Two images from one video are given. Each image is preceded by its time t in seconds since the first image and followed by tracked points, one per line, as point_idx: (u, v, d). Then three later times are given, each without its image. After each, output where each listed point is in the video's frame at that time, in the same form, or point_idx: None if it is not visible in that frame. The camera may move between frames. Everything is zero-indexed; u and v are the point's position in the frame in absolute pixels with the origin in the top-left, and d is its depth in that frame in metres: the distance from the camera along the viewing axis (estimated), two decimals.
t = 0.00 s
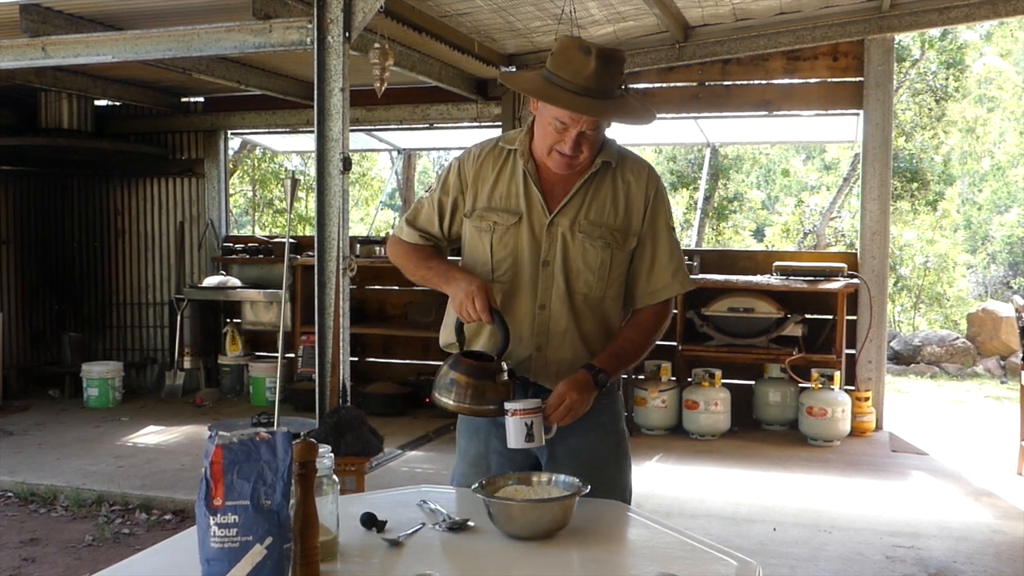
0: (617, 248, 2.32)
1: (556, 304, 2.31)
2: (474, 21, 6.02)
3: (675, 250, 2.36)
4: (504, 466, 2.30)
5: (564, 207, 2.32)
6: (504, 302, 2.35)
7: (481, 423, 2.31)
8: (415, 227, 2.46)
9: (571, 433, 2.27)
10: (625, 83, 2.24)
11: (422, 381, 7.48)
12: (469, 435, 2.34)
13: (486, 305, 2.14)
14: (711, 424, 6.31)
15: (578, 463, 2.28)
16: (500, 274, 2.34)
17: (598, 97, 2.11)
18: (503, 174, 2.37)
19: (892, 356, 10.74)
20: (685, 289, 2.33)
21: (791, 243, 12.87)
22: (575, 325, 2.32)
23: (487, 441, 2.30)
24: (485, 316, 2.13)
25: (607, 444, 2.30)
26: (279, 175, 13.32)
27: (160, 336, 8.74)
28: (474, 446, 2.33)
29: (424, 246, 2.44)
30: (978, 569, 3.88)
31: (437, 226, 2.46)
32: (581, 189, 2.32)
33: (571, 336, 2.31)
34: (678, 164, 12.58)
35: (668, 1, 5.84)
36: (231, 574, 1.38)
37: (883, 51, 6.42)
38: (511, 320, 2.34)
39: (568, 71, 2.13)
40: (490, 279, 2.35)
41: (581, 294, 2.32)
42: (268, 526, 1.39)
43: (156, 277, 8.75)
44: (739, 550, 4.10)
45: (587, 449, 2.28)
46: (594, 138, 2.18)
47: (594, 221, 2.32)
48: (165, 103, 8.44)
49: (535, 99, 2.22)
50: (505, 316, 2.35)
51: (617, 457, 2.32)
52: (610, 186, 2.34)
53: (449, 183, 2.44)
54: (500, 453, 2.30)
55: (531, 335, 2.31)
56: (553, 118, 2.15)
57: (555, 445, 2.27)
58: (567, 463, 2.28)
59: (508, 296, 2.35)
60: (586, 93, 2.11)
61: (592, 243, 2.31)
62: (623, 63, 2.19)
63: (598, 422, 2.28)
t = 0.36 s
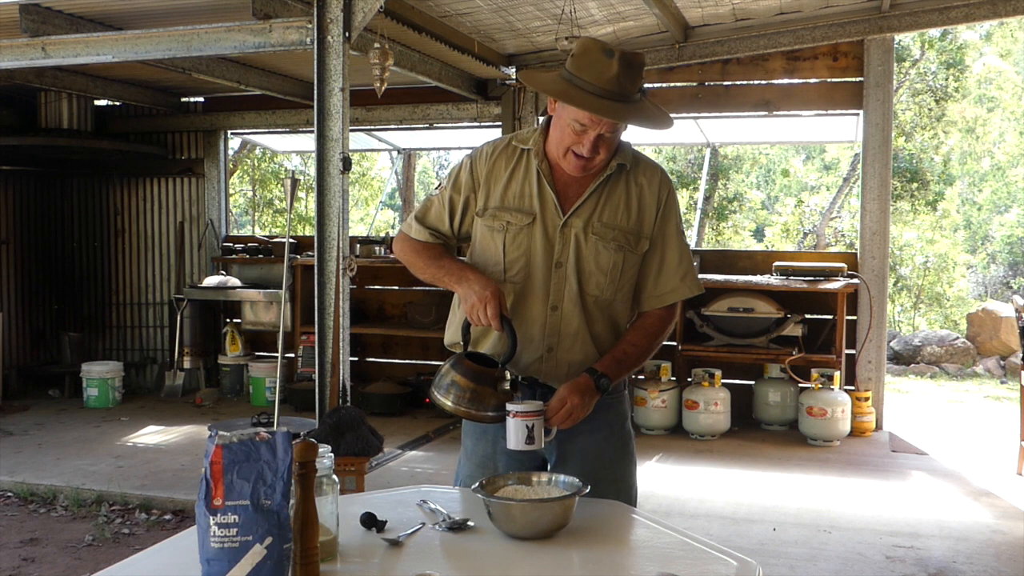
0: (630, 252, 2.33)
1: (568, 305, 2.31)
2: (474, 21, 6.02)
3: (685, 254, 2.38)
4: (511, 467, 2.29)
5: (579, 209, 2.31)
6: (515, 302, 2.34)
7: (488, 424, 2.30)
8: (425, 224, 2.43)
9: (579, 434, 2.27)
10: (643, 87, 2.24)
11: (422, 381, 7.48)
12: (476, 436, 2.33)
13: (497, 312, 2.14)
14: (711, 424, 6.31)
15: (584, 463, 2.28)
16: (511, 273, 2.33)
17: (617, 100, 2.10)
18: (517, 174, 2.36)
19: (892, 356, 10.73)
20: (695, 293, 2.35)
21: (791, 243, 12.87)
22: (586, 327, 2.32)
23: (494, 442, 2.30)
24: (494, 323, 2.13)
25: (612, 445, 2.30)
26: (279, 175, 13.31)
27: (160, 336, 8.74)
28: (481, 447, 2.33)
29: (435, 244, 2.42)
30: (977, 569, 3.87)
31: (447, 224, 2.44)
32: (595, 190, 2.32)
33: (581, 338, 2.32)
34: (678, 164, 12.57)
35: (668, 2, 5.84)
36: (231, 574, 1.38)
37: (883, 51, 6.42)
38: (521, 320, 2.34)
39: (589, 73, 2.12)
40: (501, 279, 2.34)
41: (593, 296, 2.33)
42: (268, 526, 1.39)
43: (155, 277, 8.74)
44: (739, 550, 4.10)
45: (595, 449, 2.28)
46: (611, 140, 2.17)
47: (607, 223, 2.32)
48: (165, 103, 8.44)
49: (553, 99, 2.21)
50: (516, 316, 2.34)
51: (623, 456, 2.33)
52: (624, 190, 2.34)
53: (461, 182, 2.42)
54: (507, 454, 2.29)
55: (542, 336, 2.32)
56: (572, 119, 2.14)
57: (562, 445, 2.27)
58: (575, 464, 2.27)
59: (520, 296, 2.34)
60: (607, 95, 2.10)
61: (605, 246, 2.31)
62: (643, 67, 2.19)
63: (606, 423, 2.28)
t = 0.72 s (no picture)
0: (632, 253, 2.33)
1: (571, 305, 2.31)
2: (474, 21, 6.02)
3: (687, 255, 2.38)
4: (510, 467, 2.29)
5: (582, 209, 2.31)
6: (517, 302, 2.34)
7: (490, 425, 2.30)
8: (427, 223, 2.43)
9: (580, 436, 2.27)
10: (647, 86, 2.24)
11: (422, 381, 7.48)
12: (478, 436, 2.33)
13: (500, 312, 2.13)
14: (711, 424, 6.31)
15: (586, 464, 2.28)
16: (514, 273, 2.33)
17: (621, 100, 2.10)
18: (520, 173, 2.36)
19: (892, 356, 10.73)
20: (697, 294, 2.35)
21: (791, 242, 12.88)
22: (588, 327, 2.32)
23: (496, 443, 2.30)
24: (497, 321, 2.13)
25: (615, 445, 2.30)
26: (279, 175, 13.31)
27: (160, 336, 8.73)
28: (483, 448, 2.33)
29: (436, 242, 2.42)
30: (977, 569, 3.87)
31: (449, 223, 2.44)
32: (599, 191, 2.32)
33: (583, 338, 2.32)
34: (678, 164, 12.57)
35: (667, 2, 5.83)
36: (232, 573, 1.38)
37: (883, 51, 6.41)
38: (523, 320, 2.34)
39: (593, 73, 2.12)
40: (504, 278, 2.34)
41: (596, 296, 2.33)
42: (268, 526, 1.39)
43: (155, 277, 8.74)
44: (739, 550, 4.10)
45: (597, 450, 2.28)
46: (614, 141, 2.17)
47: (610, 223, 2.32)
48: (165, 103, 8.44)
49: (557, 99, 2.21)
50: (518, 316, 2.34)
51: (624, 457, 2.33)
52: (627, 190, 2.34)
53: (464, 181, 2.42)
54: (508, 455, 2.29)
55: (544, 336, 2.32)
56: (576, 119, 2.14)
57: (563, 446, 2.27)
58: (577, 464, 2.27)
59: (522, 296, 2.34)
60: (612, 94, 2.10)
61: (607, 246, 2.31)
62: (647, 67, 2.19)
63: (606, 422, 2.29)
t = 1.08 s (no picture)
0: (633, 253, 2.33)
1: (571, 305, 2.31)
2: (474, 21, 6.02)
3: (687, 256, 2.38)
4: (510, 467, 2.29)
5: (582, 209, 2.31)
6: (518, 302, 2.34)
7: (490, 426, 2.30)
8: (428, 223, 2.43)
9: (580, 437, 2.27)
10: (647, 87, 2.24)
11: (422, 381, 7.48)
12: (479, 436, 2.33)
13: (501, 312, 2.13)
14: (711, 424, 6.31)
15: (586, 464, 2.28)
16: (515, 273, 2.33)
17: (621, 100, 2.10)
18: (521, 173, 2.36)
19: (892, 356, 10.73)
20: (697, 295, 2.35)
21: (791, 242, 12.88)
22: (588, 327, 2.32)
23: (496, 443, 2.30)
24: (498, 322, 2.12)
25: (614, 445, 2.30)
26: (279, 175, 13.32)
27: (161, 336, 8.73)
28: (483, 448, 2.33)
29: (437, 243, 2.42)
30: (978, 569, 3.87)
31: (449, 223, 2.44)
32: (600, 191, 2.32)
33: (584, 339, 2.32)
34: (678, 164, 12.57)
35: (667, 2, 5.83)
36: (232, 573, 1.38)
37: (883, 51, 6.41)
38: (524, 320, 2.34)
39: (593, 73, 2.12)
40: (504, 279, 2.34)
41: (596, 296, 2.33)
42: (268, 526, 1.39)
43: (155, 277, 8.75)
44: (739, 550, 4.10)
45: (597, 451, 2.28)
46: (614, 141, 2.17)
47: (611, 224, 2.32)
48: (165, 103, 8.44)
49: (558, 99, 2.21)
50: (519, 316, 2.34)
51: (624, 458, 2.33)
52: (627, 190, 2.34)
53: (465, 181, 2.42)
54: (508, 456, 2.30)
55: (544, 336, 2.32)
56: (576, 119, 2.14)
57: (563, 447, 2.27)
58: (577, 465, 2.28)
59: (523, 295, 2.34)
60: (611, 95, 2.10)
61: (608, 246, 2.31)
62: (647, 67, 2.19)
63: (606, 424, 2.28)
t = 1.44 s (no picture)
0: (633, 254, 2.33)
1: (571, 305, 2.31)
2: (474, 21, 6.02)
3: (687, 257, 2.38)
4: (511, 466, 2.29)
5: (582, 209, 2.31)
6: (518, 302, 2.34)
7: (490, 425, 2.30)
8: (428, 223, 2.43)
9: (581, 437, 2.27)
10: (648, 87, 2.24)
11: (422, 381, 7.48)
12: (479, 436, 2.33)
13: (501, 313, 2.13)
14: (711, 424, 6.31)
15: (586, 464, 2.28)
16: (515, 274, 2.33)
17: (621, 100, 2.10)
18: (521, 173, 2.36)
19: (892, 356, 10.73)
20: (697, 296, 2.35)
21: (791, 243, 12.88)
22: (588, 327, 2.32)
23: (496, 443, 2.30)
24: (498, 323, 2.12)
25: (615, 445, 2.30)
26: (279, 175, 13.32)
27: (161, 336, 8.74)
28: (483, 448, 2.33)
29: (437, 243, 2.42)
30: (978, 569, 3.88)
31: (450, 223, 2.44)
32: (600, 192, 2.32)
33: (584, 339, 2.32)
34: (678, 164, 12.57)
35: (668, 2, 5.82)
36: (231, 574, 1.38)
37: (883, 51, 6.41)
38: (524, 320, 2.34)
39: (593, 74, 2.12)
40: (505, 279, 2.34)
41: (596, 296, 2.33)
42: (268, 526, 1.39)
43: (155, 277, 8.75)
44: (739, 550, 4.11)
45: (597, 451, 2.28)
46: (614, 141, 2.17)
47: (610, 224, 2.32)
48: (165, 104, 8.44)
49: (558, 100, 2.21)
50: (519, 316, 2.34)
51: (624, 459, 2.33)
52: (628, 190, 2.34)
53: (466, 182, 2.42)
54: (508, 455, 2.30)
55: (544, 336, 2.32)
56: (577, 120, 2.14)
57: (563, 447, 2.27)
58: (577, 464, 2.28)
59: (523, 295, 2.34)
60: (612, 95, 2.10)
61: (607, 247, 2.31)
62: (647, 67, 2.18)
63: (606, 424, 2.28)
